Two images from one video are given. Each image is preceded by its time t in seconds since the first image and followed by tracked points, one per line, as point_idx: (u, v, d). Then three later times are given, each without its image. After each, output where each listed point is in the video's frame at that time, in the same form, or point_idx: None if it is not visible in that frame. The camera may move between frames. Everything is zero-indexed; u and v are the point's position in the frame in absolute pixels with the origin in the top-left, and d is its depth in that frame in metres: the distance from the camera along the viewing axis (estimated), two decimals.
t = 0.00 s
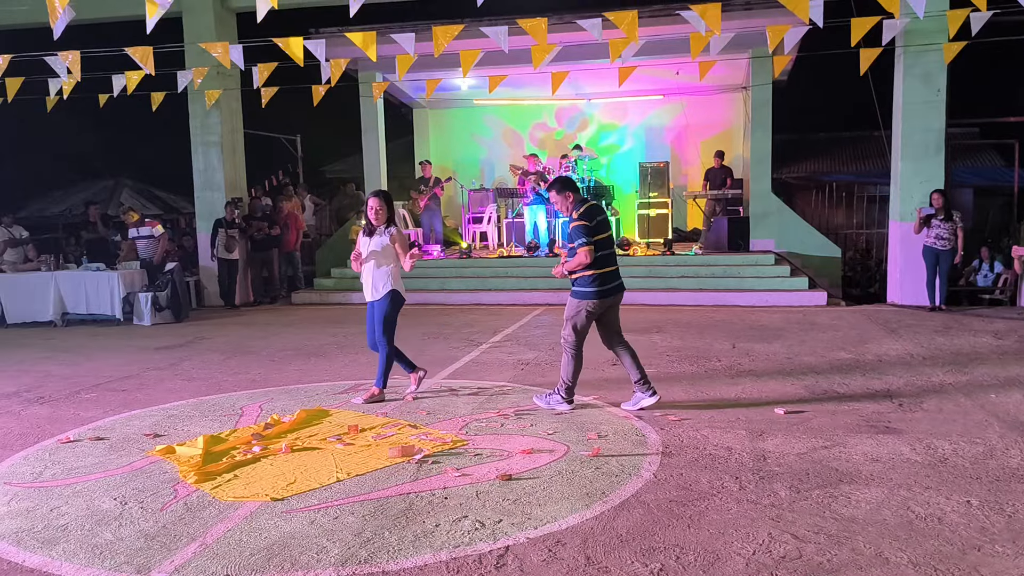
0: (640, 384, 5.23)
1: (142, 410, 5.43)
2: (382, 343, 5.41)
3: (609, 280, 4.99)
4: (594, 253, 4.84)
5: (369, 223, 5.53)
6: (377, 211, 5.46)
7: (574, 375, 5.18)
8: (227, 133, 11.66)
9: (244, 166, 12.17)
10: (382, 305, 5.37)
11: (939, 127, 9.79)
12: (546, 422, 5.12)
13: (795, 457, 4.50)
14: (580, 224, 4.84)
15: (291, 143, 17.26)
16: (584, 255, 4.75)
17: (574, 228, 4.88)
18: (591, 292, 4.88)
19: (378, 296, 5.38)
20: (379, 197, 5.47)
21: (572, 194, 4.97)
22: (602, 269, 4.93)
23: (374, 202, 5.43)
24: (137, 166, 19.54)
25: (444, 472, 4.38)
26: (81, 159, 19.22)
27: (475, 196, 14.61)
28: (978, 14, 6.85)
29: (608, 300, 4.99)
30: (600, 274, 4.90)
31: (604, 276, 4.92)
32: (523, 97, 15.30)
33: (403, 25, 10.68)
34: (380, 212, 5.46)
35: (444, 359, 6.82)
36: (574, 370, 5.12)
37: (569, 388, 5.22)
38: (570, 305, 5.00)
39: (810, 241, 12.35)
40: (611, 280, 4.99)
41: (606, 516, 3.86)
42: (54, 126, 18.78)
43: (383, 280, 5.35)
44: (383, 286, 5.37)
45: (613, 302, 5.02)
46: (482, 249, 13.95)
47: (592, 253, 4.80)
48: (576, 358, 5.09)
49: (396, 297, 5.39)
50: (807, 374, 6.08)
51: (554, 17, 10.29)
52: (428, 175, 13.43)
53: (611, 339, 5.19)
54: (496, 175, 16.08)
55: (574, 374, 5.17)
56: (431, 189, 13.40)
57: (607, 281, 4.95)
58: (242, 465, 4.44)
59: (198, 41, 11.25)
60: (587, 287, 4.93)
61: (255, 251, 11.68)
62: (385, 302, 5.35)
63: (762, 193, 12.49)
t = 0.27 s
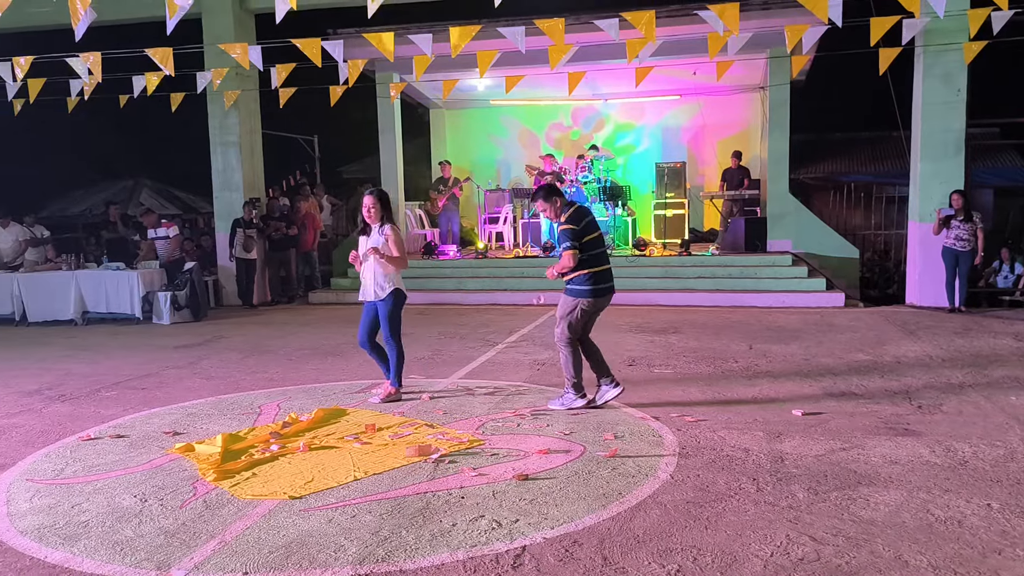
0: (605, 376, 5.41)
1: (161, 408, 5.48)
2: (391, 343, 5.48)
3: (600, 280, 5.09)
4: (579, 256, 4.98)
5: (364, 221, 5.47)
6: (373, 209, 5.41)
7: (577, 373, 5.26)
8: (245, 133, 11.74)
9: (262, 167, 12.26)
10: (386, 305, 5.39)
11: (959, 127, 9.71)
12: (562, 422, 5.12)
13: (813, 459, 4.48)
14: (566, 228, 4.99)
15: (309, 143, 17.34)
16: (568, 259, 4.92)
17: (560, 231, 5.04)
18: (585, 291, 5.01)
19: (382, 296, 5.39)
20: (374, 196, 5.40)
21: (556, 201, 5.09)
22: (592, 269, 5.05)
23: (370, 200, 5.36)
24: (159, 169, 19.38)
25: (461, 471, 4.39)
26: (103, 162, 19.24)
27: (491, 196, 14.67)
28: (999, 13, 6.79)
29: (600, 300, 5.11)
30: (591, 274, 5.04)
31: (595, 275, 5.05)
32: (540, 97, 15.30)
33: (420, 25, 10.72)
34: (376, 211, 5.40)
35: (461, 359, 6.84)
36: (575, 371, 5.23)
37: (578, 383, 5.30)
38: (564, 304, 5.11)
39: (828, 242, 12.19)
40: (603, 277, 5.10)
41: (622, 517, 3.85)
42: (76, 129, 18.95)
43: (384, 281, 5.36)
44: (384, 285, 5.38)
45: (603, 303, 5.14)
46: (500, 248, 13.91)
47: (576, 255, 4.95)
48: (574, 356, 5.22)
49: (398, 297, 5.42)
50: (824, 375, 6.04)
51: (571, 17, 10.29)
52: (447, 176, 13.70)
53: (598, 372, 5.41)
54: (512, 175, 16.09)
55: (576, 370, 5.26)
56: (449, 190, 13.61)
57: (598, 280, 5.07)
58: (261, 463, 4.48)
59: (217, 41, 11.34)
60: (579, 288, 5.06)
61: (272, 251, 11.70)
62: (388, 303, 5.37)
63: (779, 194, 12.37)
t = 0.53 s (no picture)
0: (623, 379, 5.33)
1: (180, 405, 5.51)
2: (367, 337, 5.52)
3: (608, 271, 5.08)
4: (591, 244, 5.00)
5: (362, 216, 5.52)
6: (370, 206, 5.45)
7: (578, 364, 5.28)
8: (262, 132, 11.79)
9: (279, 166, 12.30)
10: (376, 301, 5.46)
11: (982, 124, 9.61)
12: (579, 421, 5.11)
13: (833, 459, 4.44)
14: (573, 217, 5.02)
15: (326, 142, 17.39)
16: (581, 247, 4.94)
17: (569, 221, 5.05)
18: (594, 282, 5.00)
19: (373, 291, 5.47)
20: (372, 193, 5.43)
21: (560, 193, 5.16)
22: (602, 259, 5.05)
23: (366, 198, 5.40)
24: (179, 169, 19.20)
25: (478, 469, 4.38)
26: (124, 162, 19.24)
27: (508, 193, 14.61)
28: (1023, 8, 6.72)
29: (611, 290, 5.09)
30: (600, 265, 5.02)
31: (601, 266, 5.03)
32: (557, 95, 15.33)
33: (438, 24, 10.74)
34: (373, 208, 5.44)
35: (477, 358, 6.84)
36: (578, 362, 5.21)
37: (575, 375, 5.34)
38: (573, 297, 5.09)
39: (846, 240, 12.34)
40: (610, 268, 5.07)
41: (640, 516, 3.84)
42: (99, 129, 19.02)
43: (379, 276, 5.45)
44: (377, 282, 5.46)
45: (615, 294, 5.13)
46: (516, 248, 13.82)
47: (588, 244, 4.96)
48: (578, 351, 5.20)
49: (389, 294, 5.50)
50: (844, 375, 6.00)
51: (588, 16, 10.28)
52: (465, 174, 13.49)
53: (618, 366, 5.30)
54: (528, 173, 16.11)
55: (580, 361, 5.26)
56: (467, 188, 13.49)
57: (608, 271, 5.06)
58: (278, 461, 4.49)
59: (236, 40, 11.40)
60: (589, 279, 5.04)
61: (289, 250, 11.85)
62: (378, 299, 5.44)
63: (798, 192, 12.39)
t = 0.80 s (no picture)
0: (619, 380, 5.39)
1: (198, 404, 5.55)
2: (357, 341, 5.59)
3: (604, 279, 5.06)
4: (591, 250, 4.95)
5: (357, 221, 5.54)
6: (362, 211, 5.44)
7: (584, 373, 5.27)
8: (279, 132, 11.86)
9: (295, 165, 12.37)
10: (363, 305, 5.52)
11: (1002, 122, 9.49)
12: (595, 421, 5.10)
13: (850, 459, 4.41)
14: (573, 223, 4.95)
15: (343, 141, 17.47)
16: (583, 252, 4.86)
17: (569, 227, 4.97)
18: (591, 290, 4.99)
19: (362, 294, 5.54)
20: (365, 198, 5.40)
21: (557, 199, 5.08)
22: (600, 266, 5.03)
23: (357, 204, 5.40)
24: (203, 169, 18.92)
25: (493, 468, 4.39)
26: (146, 163, 19.01)
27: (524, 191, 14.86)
28: None
29: (607, 298, 5.11)
30: (598, 271, 5.01)
31: (599, 273, 5.01)
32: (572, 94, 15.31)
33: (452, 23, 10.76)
34: (364, 214, 5.42)
35: (492, 357, 6.85)
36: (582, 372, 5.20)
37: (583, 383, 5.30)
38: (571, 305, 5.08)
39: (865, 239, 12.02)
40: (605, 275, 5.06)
41: (655, 516, 3.82)
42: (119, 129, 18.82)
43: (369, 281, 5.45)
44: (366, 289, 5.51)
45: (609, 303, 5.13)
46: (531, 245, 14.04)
47: (589, 249, 4.91)
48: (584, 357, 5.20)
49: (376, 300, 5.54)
50: (861, 375, 5.96)
51: (603, 14, 10.26)
52: (480, 174, 13.63)
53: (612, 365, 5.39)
54: (543, 172, 16.15)
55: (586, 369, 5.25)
56: (483, 187, 13.63)
57: (605, 278, 5.06)
58: (295, 459, 4.52)
59: (253, 41, 11.49)
60: (588, 286, 5.02)
61: (305, 249, 11.77)
62: (361, 305, 5.49)
63: (816, 191, 12.28)
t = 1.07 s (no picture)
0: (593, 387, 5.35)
1: (214, 402, 5.60)
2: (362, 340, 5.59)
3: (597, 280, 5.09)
4: (583, 251, 5.00)
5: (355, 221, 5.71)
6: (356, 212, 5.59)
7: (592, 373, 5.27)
8: (295, 132, 11.92)
9: (311, 165, 12.43)
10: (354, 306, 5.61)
11: (1022, 120, 9.39)
12: (609, 421, 5.10)
13: (867, 461, 4.38)
14: (563, 224, 5.00)
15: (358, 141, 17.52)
16: (573, 253, 4.92)
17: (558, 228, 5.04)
18: (585, 292, 5.02)
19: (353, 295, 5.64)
20: (359, 199, 5.57)
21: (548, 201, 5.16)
22: (593, 267, 5.07)
23: (351, 204, 5.58)
24: (220, 169, 17.51)
25: (508, 468, 4.40)
26: (164, 164, 17.83)
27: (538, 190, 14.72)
28: None
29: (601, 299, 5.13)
30: (591, 273, 5.04)
31: (591, 275, 5.04)
32: (587, 93, 15.31)
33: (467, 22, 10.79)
34: (357, 214, 5.57)
35: (506, 356, 6.86)
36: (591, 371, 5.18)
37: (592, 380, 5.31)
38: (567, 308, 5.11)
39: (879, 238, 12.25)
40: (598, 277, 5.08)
41: (671, 516, 3.82)
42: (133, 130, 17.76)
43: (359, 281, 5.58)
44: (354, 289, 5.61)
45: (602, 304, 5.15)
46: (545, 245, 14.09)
47: (580, 250, 4.96)
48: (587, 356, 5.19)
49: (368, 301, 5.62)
50: (878, 376, 5.91)
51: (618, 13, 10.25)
52: (496, 174, 13.57)
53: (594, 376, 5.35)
54: (558, 172, 16.15)
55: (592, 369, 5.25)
56: (498, 187, 13.62)
57: (599, 279, 5.09)
58: (311, 458, 4.54)
59: (269, 41, 11.56)
60: (582, 287, 5.05)
61: (321, 248, 11.90)
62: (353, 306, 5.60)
63: (832, 190, 12.37)
